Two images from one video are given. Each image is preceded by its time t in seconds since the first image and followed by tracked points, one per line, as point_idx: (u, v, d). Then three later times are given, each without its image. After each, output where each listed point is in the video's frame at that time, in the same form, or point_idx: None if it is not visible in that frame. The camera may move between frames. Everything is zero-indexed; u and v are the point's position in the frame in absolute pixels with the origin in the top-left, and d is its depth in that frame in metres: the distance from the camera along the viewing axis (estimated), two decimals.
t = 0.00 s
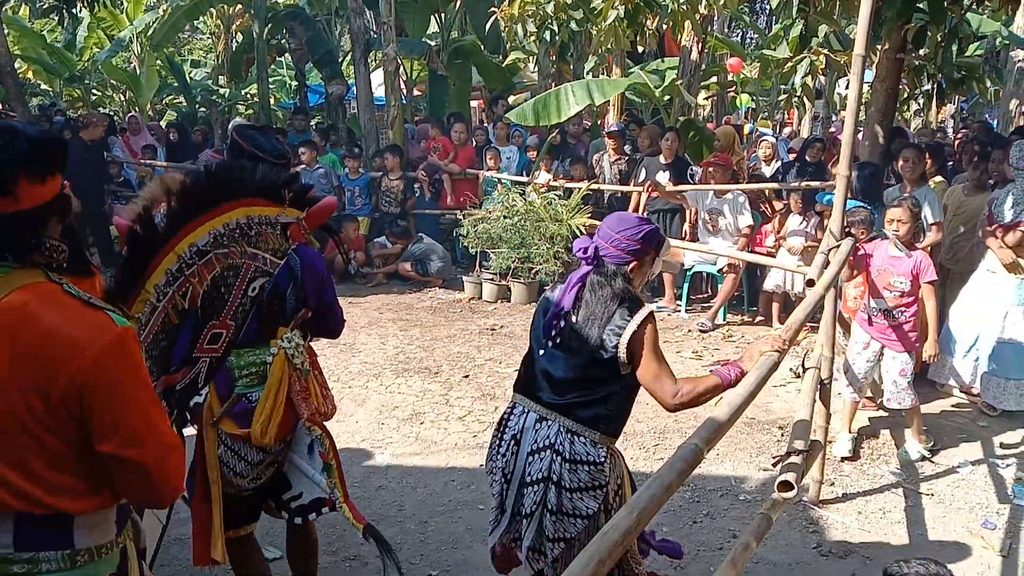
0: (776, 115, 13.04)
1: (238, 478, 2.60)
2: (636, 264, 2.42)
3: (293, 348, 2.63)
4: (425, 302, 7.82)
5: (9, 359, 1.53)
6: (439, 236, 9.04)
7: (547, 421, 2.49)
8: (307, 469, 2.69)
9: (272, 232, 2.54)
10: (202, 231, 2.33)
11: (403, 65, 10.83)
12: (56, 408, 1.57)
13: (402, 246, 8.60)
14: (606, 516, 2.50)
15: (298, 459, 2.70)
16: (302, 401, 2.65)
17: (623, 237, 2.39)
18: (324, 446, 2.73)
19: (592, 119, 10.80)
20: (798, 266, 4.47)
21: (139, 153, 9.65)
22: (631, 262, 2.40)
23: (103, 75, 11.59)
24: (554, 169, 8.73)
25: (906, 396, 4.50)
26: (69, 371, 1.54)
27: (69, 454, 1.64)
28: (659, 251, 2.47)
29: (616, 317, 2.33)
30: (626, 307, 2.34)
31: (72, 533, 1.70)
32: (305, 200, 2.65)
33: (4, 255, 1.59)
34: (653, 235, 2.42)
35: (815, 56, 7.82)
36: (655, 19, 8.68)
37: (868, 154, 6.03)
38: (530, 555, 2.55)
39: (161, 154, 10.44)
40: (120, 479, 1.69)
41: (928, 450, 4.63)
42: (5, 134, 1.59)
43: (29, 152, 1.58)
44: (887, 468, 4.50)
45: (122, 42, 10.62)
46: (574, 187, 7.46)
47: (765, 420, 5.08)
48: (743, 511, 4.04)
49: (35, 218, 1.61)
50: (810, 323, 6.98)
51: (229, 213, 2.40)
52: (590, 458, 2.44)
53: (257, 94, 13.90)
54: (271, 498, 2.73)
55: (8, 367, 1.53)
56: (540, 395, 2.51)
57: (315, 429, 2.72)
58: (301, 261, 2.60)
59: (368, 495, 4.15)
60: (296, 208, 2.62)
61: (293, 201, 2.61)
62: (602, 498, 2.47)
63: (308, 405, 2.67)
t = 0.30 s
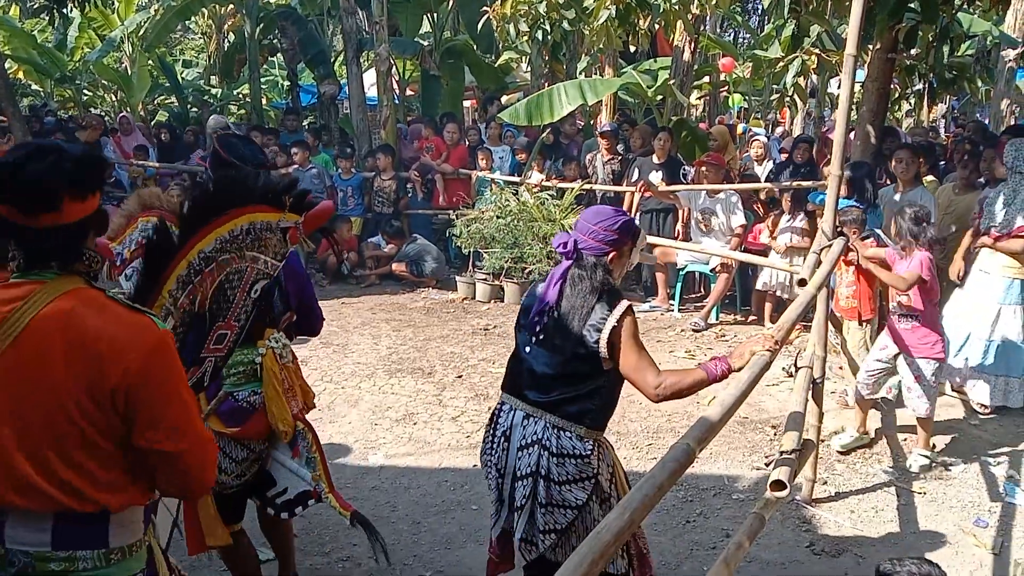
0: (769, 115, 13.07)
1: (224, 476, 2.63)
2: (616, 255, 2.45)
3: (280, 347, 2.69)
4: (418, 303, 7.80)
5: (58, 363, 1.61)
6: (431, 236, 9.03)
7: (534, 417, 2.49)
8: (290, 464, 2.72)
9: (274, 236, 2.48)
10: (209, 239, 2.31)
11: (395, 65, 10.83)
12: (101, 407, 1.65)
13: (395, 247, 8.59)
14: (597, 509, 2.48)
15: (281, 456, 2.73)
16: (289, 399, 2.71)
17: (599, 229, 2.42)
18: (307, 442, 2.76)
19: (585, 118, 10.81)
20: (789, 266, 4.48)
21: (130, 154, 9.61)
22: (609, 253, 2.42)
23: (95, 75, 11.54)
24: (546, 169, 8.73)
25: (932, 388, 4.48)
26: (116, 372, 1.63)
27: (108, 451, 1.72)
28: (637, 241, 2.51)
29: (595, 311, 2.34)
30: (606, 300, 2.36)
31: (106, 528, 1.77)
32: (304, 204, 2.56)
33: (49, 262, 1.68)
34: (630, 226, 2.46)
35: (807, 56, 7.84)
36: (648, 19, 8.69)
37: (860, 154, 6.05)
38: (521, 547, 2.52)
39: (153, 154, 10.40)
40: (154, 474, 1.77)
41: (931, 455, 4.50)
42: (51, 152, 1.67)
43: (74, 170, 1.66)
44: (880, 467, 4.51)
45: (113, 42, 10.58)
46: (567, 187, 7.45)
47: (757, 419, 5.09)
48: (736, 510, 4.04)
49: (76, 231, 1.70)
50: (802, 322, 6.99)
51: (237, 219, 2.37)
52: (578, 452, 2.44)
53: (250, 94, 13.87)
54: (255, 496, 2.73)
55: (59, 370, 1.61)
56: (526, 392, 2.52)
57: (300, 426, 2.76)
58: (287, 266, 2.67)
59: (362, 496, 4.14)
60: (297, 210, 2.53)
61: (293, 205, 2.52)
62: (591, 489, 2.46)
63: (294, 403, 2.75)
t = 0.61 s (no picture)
0: (761, 115, 13.10)
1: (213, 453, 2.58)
2: (590, 244, 2.45)
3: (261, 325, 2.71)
4: (411, 304, 7.80)
5: (104, 329, 1.68)
6: (424, 237, 9.03)
7: (515, 411, 2.51)
8: (277, 440, 2.71)
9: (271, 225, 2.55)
10: (224, 222, 2.39)
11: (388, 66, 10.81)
12: (146, 370, 1.72)
13: (388, 247, 8.58)
14: (584, 495, 2.48)
15: (269, 432, 2.71)
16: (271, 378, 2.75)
17: (574, 217, 2.42)
18: (296, 417, 2.76)
19: (577, 119, 10.81)
20: (781, 266, 4.48)
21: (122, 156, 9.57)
22: (585, 241, 2.43)
23: (86, 77, 11.49)
24: (539, 170, 8.74)
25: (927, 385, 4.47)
26: (162, 333, 1.71)
27: (151, 415, 1.77)
28: (613, 230, 2.51)
29: (568, 300, 2.35)
30: (579, 290, 2.36)
31: (154, 475, 1.80)
32: (296, 197, 2.64)
33: (84, 239, 1.75)
34: (605, 214, 2.46)
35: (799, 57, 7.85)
36: (640, 20, 8.71)
37: (852, 155, 6.07)
38: (510, 539, 2.55)
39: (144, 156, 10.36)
40: (193, 437, 1.83)
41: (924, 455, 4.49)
42: (84, 133, 1.74)
43: (104, 149, 1.73)
44: (872, 467, 4.52)
45: (104, 43, 10.53)
46: (560, 188, 7.46)
47: (750, 419, 5.10)
48: (729, 510, 4.05)
49: (108, 209, 1.77)
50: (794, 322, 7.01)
51: (246, 205, 2.43)
52: (561, 440, 2.44)
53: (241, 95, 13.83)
54: (242, 472, 2.70)
55: (103, 341, 1.68)
56: (507, 388, 2.53)
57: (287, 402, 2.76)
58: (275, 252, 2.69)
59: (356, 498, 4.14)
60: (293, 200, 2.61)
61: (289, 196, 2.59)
62: (578, 477, 2.46)
63: (276, 383, 2.78)
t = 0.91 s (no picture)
0: (757, 116, 13.12)
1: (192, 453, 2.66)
2: (578, 242, 2.45)
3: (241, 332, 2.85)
4: (407, 303, 7.79)
5: (120, 330, 1.70)
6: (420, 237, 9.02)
7: (506, 411, 2.50)
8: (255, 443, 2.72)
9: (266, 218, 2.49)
10: (224, 219, 2.33)
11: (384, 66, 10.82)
12: (161, 368, 1.75)
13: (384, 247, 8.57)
14: (575, 496, 2.48)
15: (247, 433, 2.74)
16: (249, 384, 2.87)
17: (561, 215, 2.42)
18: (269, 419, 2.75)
19: (574, 119, 10.81)
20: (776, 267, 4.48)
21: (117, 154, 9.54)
22: (571, 240, 2.43)
23: (81, 74, 11.46)
24: (536, 170, 8.74)
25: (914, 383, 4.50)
26: (176, 333, 1.73)
27: (165, 410, 1.80)
28: (598, 228, 2.52)
29: (557, 298, 2.35)
30: (567, 289, 2.36)
31: (166, 475, 1.83)
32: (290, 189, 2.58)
33: (101, 245, 1.77)
34: (592, 213, 2.47)
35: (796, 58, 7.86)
36: (637, 20, 8.71)
37: (848, 155, 6.07)
38: (502, 541, 2.56)
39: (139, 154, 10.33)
40: (205, 430, 1.86)
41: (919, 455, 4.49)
42: (101, 143, 1.75)
43: (123, 159, 1.76)
44: (867, 467, 4.53)
45: (100, 41, 10.51)
46: (556, 188, 7.46)
47: (746, 420, 5.11)
48: (724, 511, 4.05)
49: (123, 218, 1.79)
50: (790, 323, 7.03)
51: (244, 202, 2.36)
52: (552, 440, 2.44)
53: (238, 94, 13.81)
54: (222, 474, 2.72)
55: (121, 343, 1.71)
56: (498, 389, 2.51)
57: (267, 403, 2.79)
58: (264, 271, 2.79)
59: (351, 498, 4.13)
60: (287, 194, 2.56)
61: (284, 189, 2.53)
62: (569, 477, 2.46)
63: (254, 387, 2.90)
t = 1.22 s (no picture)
0: (754, 115, 13.11)
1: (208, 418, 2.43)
2: (569, 241, 2.46)
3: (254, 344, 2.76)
4: (404, 302, 7.78)
5: (150, 300, 1.80)
6: (418, 235, 9.01)
7: (502, 413, 2.50)
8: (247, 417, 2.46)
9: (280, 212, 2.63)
10: (245, 208, 2.52)
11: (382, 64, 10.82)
12: (187, 334, 1.85)
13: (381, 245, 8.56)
14: (576, 495, 2.48)
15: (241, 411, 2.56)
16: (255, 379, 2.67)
17: (554, 213, 2.42)
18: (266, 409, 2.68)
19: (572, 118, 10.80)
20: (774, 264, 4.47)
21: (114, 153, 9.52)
22: (563, 238, 2.43)
23: (78, 73, 11.43)
24: (533, 168, 8.74)
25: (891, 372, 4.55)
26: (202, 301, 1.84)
27: (192, 375, 1.90)
28: (591, 227, 2.52)
29: (551, 297, 2.34)
30: (561, 288, 2.35)
31: (194, 431, 1.93)
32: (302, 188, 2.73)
33: (125, 222, 1.86)
34: (585, 211, 2.47)
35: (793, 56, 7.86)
36: (634, 19, 8.71)
37: (846, 154, 6.07)
38: (502, 543, 2.55)
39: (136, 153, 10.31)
40: (227, 394, 1.95)
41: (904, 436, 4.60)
42: (116, 122, 1.81)
43: (142, 139, 1.82)
44: (866, 465, 4.53)
45: (97, 40, 10.48)
46: (554, 186, 7.45)
47: (744, 418, 5.11)
48: (723, 509, 4.05)
49: (141, 195, 1.87)
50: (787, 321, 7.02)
51: (261, 195, 2.55)
52: (550, 440, 2.44)
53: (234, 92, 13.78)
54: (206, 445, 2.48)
55: (151, 310, 1.81)
56: (494, 390, 2.51)
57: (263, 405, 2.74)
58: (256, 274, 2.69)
59: (350, 497, 4.12)
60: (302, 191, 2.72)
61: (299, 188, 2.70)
62: (568, 477, 2.46)
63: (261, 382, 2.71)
